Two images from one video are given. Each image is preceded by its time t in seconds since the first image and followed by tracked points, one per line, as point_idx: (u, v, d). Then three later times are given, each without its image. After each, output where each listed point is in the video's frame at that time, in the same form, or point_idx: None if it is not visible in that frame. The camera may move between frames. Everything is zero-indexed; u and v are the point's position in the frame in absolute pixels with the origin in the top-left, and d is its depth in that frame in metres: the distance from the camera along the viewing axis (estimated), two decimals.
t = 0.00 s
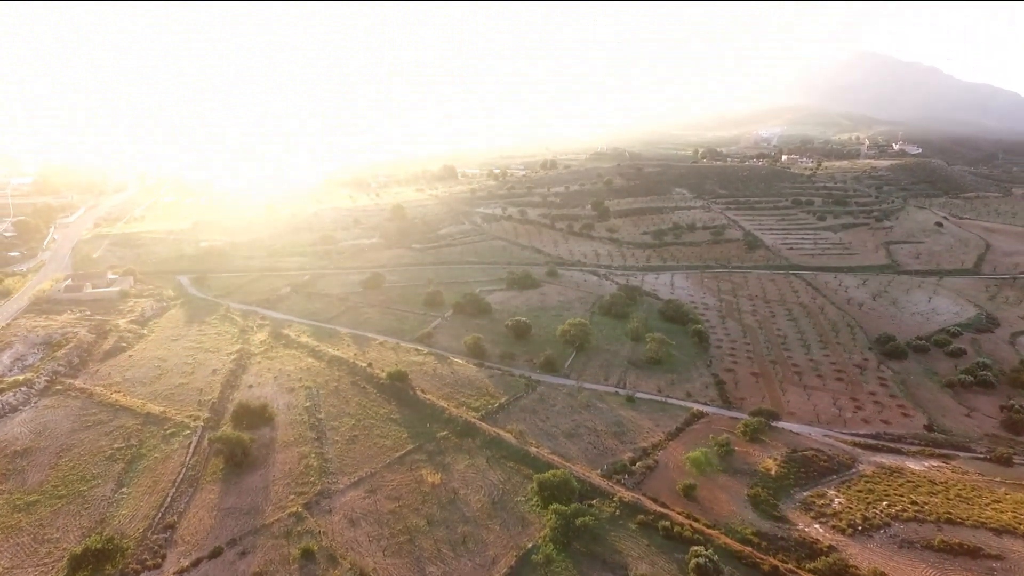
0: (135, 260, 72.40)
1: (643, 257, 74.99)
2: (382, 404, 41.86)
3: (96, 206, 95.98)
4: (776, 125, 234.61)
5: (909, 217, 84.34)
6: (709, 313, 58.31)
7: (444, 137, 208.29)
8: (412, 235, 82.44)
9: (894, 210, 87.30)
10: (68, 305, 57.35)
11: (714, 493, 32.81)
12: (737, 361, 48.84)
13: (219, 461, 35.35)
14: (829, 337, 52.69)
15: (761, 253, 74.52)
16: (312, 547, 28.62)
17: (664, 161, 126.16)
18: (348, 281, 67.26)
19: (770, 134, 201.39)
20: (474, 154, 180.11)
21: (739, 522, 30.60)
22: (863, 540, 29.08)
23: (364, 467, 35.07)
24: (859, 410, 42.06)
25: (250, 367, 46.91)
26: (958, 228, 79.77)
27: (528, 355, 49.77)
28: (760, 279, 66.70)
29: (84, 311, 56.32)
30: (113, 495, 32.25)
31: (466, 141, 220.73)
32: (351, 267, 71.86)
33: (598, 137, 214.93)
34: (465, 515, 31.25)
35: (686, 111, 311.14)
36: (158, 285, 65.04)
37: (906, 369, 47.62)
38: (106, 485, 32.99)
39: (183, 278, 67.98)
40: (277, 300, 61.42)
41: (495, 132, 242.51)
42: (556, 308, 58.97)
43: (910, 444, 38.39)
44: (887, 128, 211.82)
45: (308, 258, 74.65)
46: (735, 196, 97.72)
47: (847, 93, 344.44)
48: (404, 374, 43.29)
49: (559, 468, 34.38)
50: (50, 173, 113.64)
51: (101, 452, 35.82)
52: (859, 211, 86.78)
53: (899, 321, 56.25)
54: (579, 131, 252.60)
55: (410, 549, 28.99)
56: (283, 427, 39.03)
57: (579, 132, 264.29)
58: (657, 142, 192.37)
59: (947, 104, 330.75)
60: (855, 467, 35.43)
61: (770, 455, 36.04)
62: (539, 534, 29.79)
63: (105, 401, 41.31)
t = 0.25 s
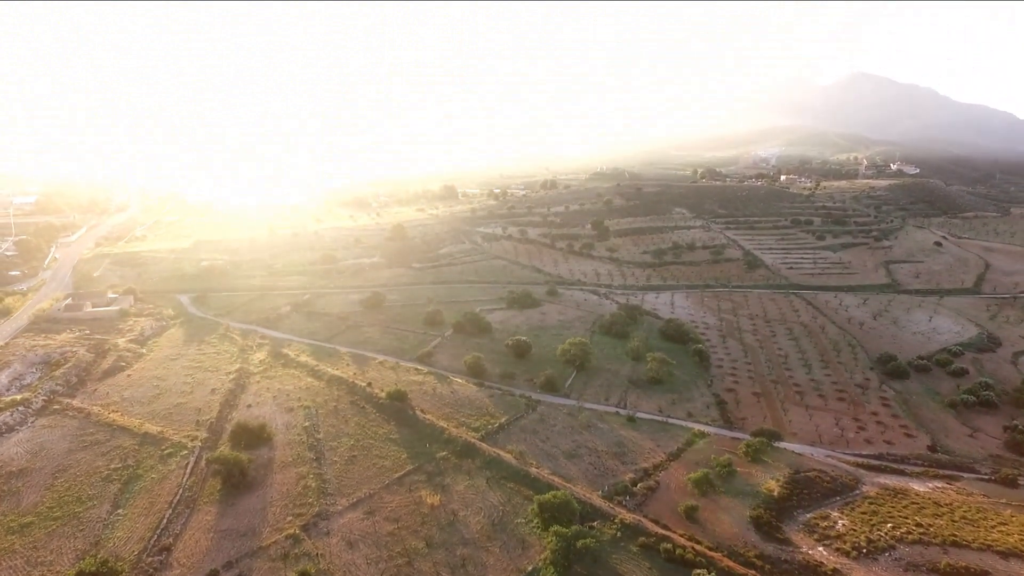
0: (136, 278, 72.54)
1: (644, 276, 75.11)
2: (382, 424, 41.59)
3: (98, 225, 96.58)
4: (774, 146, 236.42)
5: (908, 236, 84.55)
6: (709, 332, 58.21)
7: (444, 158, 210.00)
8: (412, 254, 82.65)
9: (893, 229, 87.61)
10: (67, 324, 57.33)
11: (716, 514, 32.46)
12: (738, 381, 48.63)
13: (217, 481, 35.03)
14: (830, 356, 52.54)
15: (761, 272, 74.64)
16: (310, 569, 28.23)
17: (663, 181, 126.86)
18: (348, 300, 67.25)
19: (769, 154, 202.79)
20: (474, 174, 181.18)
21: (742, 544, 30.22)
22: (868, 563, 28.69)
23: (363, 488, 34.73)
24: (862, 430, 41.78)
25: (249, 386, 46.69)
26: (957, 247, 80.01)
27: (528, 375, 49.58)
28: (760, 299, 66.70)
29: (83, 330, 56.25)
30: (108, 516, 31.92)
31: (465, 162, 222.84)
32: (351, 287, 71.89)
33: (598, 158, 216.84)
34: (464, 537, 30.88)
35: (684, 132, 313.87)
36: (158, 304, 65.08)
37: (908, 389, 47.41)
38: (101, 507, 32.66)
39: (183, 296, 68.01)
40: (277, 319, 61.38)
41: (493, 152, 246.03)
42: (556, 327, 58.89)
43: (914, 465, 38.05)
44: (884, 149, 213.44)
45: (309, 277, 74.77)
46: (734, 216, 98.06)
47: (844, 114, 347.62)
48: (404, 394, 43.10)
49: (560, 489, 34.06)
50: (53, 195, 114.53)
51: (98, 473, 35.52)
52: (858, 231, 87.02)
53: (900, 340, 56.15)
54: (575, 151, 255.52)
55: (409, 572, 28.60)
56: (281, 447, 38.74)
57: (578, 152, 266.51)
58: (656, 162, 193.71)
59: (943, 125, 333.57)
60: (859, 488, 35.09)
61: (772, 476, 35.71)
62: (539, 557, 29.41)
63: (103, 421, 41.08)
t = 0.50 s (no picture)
0: (135, 297, 72.52)
1: (644, 295, 75.13)
2: (381, 444, 41.25)
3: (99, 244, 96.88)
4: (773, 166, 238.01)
5: (907, 256, 84.72)
6: (710, 351, 58.06)
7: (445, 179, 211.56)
8: (413, 273, 82.72)
9: (892, 248, 87.83)
10: (66, 343, 57.15)
11: (719, 537, 32.06)
12: (740, 401, 48.35)
13: (214, 503, 34.65)
14: (831, 376, 52.32)
15: (761, 291, 74.68)
16: None
17: (662, 200, 127.40)
18: (348, 319, 67.18)
19: (767, 174, 204.02)
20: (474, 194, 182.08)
21: (745, 567, 29.84)
22: None
23: (362, 509, 34.35)
24: (865, 450, 41.44)
25: (247, 406, 46.41)
26: (956, 266, 80.21)
27: (528, 395, 49.32)
28: (760, 318, 66.63)
29: (82, 349, 56.09)
30: (103, 539, 31.52)
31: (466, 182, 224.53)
32: (352, 306, 71.85)
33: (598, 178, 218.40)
34: (464, 560, 30.45)
35: (682, 153, 316.14)
36: (158, 324, 64.99)
37: (911, 409, 47.12)
38: (96, 529, 32.27)
39: (183, 316, 67.95)
40: (277, 339, 61.23)
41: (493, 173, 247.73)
42: (557, 347, 58.73)
43: (918, 486, 37.69)
44: (882, 169, 214.73)
45: (309, 296, 74.78)
46: (734, 235, 98.36)
47: (841, 135, 350.53)
48: (404, 414, 42.84)
49: (561, 510, 33.69)
50: (56, 215, 115.24)
51: (93, 494, 35.17)
52: (858, 250, 87.19)
53: (901, 359, 56.00)
54: (574, 172, 257.53)
55: None
56: (280, 468, 38.41)
57: (576, 172, 268.15)
58: (655, 182, 194.93)
59: (941, 145, 336.31)
60: (863, 509, 34.72)
61: (775, 497, 35.35)
62: None
63: (100, 442, 40.77)
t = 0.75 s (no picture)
0: (135, 320, 72.47)
1: (645, 318, 75.10)
2: (380, 468, 40.86)
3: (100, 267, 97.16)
4: (771, 189, 239.40)
5: (908, 278, 84.71)
6: (711, 374, 57.76)
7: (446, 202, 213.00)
8: (413, 295, 82.76)
9: (892, 271, 88.00)
10: (64, 366, 56.97)
11: (722, 563, 31.58)
12: (742, 424, 47.99)
13: (209, 528, 34.21)
14: (833, 399, 52.02)
15: (761, 313, 74.63)
16: None
17: (662, 223, 127.79)
18: (348, 342, 66.96)
19: (766, 197, 205.17)
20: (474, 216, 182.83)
21: None
22: None
23: (360, 535, 33.86)
24: (869, 475, 41.00)
25: (246, 430, 46.02)
26: (957, 289, 80.27)
27: (529, 418, 49.00)
28: (761, 340, 66.40)
29: (80, 372, 55.84)
30: (96, 565, 31.05)
31: (466, 205, 225.77)
32: (352, 328, 71.67)
33: (597, 202, 219.90)
34: None
35: (682, 176, 318.43)
36: (157, 346, 64.85)
37: (914, 432, 46.76)
38: (90, 555, 31.82)
39: (182, 338, 67.84)
40: (277, 361, 61.03)
41: (493, 196, 249.39)
42: (557, 369, 58.50)
43: (924, 511, 37.19)
44: (880, 192, 215.96)
45: (309, 318, 74.73)
46: (734, 258, 98.47)
47: (839, 158, 353.18)
48: (403, 437, 42.52)
49: (561, 536, 33.24)
50: (58, 238, 115.66)
51: (88, 519, 34.74)
52: (858, 272, 87.19)
53: (903, 382, 55.71)
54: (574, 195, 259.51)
55: None
56: (277, 492, 37.99)
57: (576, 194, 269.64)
58: (654, 205, 195.83)
59: (938, 167, 338.84)
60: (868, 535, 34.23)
61: (779, 523, 34.89)
62: None
63: (96, 466, 40.39)
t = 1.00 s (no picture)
0: (134, 339, 72.38)
1: (645, 337, 74.98)
2: (378, 489, 40.49)
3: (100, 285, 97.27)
4: (770, 208, 240.57)
5: (908, 297, 84.70)
6: (712, 393, 57.47)
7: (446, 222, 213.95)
8: (413, 314, 82.69)
9: (892, 290, 88.05)
10: (63, 385, 56.74)
11: None
12: (743, 444, 47.65)
13: (205, 550, 33.80)
14: (835, 419, 51.73)
15: (762, 332, 74.49)
16: None
17: (662, 242, 128.14)
18: (348, 361, 66.75)
19: (765, 217, 206.23)
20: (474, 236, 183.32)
21: None
22: None
23: (358, 557, 33.45)
24: (873, 496, 40.61)
25: (243, 450, 45.66)
26: (957, 308, 80.30)
27: (529, 438, 48.68)
28: (762, 360, 66.17)
29: (78, 391, 55.61)
30: None
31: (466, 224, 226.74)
32: (351, 348, 71.50)
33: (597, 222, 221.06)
34: None
35: (681, 196, 320.15)
36: (156, 365, 64.66)
37: (917, 453, 46.41)
38: None
39: (181, 357, 67.66)
40: (276, 381, 60.78)
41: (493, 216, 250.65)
42: (557, 389, 58.26)
43: (928, 533, 36.77)
44: (878, 211, 216.95)
45: (309, 337, 74.60)
46: (733, 277, 98.51)
47: (837, 178, 355.33)
48: (402, 458, 42.19)
49: (562, 558, 32.83)
50: (59, 257, 115.90)
51: (83, 541, 34.35)
52: (858, 291, 87.16)
53: (906, 402, 55.43)
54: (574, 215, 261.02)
55: None
56: (275, 514, 37.60)
57: (576, 214, 270.58)
58: (654, 225, 196.57)
59: (936, 187, 340.80)
60: (873, 557, 33.80)
61: (782, 545, 34.48)
62: None
63: (92, 486, 40.03)
